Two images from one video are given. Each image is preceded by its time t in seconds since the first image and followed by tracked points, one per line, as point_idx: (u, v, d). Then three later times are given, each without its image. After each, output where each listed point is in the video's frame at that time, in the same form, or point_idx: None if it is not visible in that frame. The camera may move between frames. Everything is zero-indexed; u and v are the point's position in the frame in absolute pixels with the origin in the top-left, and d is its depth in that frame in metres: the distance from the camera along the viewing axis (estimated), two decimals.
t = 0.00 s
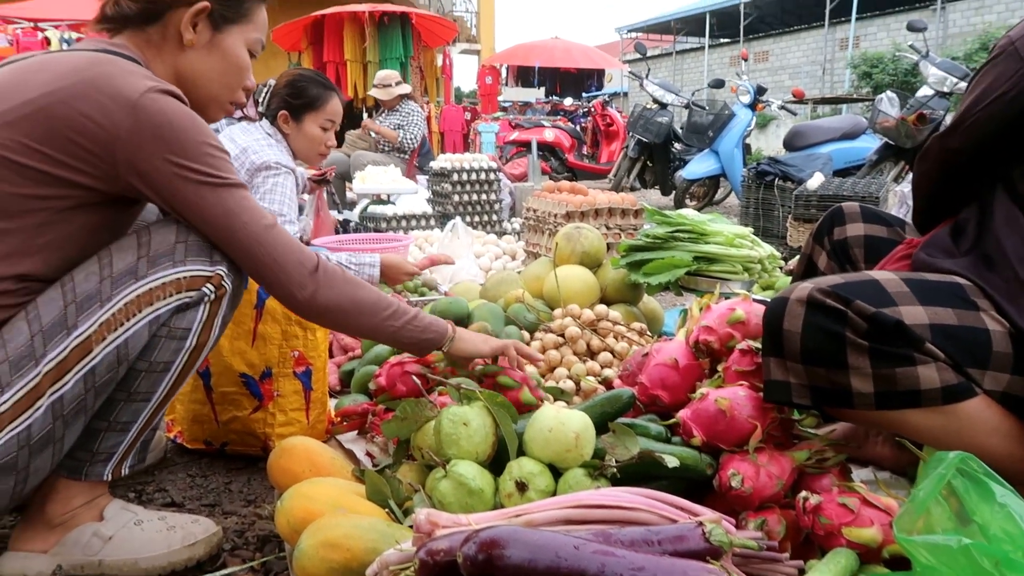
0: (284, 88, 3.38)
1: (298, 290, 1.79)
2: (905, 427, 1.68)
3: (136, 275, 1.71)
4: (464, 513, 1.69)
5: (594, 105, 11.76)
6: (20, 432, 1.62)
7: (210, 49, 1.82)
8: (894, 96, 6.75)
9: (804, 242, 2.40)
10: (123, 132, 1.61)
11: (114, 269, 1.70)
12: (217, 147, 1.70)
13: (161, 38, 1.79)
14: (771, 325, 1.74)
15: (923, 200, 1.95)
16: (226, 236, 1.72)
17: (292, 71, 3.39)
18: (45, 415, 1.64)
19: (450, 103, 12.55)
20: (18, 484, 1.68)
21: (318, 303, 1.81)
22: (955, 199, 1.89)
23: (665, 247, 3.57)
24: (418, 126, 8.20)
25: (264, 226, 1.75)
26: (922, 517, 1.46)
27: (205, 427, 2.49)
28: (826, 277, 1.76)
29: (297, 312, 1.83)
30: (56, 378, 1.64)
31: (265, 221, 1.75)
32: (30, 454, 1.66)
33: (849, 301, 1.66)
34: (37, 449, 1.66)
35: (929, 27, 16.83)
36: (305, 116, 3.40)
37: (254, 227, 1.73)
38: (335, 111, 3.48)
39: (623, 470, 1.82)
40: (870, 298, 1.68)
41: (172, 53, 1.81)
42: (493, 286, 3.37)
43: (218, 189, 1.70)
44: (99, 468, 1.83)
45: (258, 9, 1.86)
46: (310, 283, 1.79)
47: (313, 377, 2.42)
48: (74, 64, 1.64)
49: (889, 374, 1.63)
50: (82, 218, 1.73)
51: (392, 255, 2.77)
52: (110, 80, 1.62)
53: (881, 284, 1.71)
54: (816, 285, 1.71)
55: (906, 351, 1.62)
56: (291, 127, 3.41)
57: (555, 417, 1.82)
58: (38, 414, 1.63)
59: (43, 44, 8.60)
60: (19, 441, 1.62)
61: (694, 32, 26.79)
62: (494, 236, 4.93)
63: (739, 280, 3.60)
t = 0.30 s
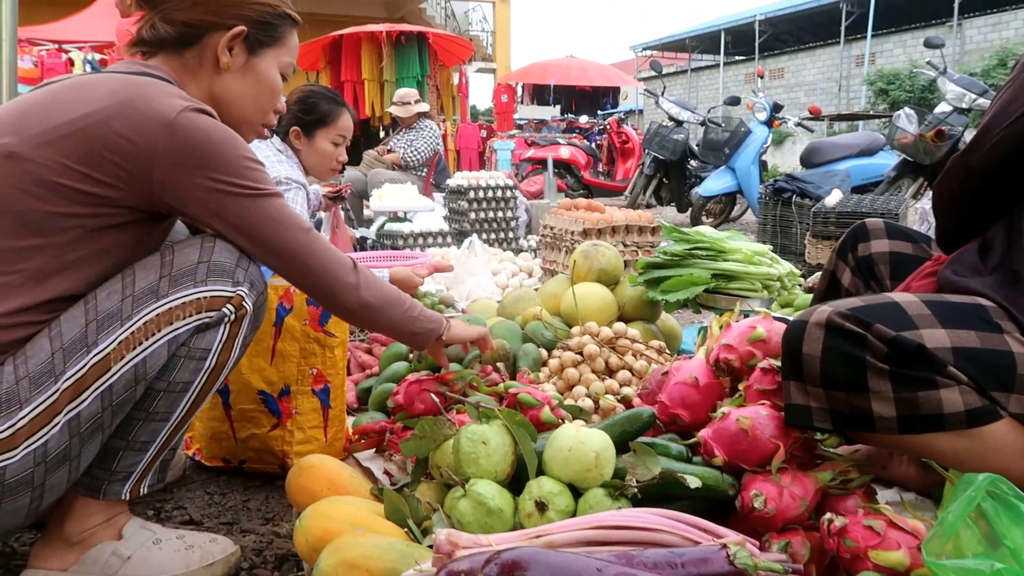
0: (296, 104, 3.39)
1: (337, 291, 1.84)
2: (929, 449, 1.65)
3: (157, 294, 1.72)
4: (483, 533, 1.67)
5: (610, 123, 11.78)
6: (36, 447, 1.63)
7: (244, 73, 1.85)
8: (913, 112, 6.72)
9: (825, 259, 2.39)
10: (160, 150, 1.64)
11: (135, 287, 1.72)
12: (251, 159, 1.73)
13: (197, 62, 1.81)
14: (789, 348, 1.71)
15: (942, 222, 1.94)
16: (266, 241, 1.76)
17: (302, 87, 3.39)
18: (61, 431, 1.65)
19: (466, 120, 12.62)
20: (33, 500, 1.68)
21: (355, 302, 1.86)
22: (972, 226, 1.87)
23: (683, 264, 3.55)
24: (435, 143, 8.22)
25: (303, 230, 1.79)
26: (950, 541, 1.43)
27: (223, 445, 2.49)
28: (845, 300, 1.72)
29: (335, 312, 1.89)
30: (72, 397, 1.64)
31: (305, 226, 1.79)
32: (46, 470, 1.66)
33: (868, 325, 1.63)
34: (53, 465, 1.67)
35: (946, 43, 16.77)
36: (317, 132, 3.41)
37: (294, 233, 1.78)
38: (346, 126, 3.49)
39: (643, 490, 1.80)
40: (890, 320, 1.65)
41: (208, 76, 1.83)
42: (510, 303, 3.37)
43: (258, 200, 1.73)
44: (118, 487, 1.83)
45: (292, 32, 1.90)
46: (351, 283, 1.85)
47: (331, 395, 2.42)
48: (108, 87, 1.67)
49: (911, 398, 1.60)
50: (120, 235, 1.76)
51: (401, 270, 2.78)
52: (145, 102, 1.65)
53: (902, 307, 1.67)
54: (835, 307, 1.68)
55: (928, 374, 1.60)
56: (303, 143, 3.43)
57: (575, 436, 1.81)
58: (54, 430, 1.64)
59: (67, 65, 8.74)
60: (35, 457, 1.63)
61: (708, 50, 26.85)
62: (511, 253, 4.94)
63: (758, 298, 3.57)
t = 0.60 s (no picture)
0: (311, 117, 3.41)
1: (374, 308, 1.90)
2: (951, 466, 1.63)
3: (185, 306, 1.73)
4: (499, 547, 1.66)
5: (622, 135, 11.79)
6: (65, 454, 1.61)
7: (269, 99, 1.88)
8: (927, 123, 6.69)
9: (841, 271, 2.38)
10: (213, 175, 1.68)
11: (164, 297, 1.72)
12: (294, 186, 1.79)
13: (224, 89, 1.84)
14: (810, 362, 1.69)
15: (950, 236, 1.92)
16: (300, 258, 1.80)
17: (324, 101, 3.35)
18: (90, 438, 1.65)
19: (478, 133, 12.66)
20: (57, 507, 1.67)
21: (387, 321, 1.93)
22: (984, 245, 1.84)
23: (698, 276, 3.54)
24: (448, 155, 8.26)
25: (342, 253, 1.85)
26: (973, 559, 1.56)
27: (237, 456, 2.49)
28: (867, 313, 1.72)
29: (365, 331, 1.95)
30: (104, 403, 1.64)
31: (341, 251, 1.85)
32: (73, 477, 1.65)
33: (891, 339, 1.61)
34: (79, 472, 1.66)
35: (961, 54, 16.70)
36: (342, 150, 3.40)
37: (333, 257, 1.83)
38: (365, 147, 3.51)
39: (659, 505, 1.79)
40: (912, 333, 1.64)
41: (235, 103, 1.86)
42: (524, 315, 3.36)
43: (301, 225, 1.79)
44: (139, 497, 1.84)
45: (312, 57, 1.93)
46: (383, 304, 1.91)
47: (345, 407, 2.42)
48: (159, 113, 1.68)
49: (936, 414, 1.57)
50: (152, 253, 1.76)
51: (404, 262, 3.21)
52: (198, 127, 1.68)
53: (926, 320, 1.66)
54: (856, 320, 1.67)
55: (952, 390, 1.56)
56: (325, 157, 3.39)
57: (591, 449, 1.80)
58: (84, 437, 1.63)
59: (84, 79, 8.85)
60: (63, 463, 1.62)
61: (721, 62, 26.87)
62: (524, 265, 4.94)
63: (773, 310, 3.55)
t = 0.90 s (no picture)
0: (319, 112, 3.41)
1: (378, 305, 1.83)
2: (966, 462, 1.61)
3: (198, 300, 1.73)
4: (510, 541, 1.66)
5: (630, 131, 11.77)
6: (80, 447, 1.62)
7: (272, 90, 1.87)
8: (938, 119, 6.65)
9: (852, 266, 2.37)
10: (204, 160, 1.65)
11: (177, 292, 1.72)
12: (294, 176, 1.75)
13: (227, 81, 1.83)
14: (838, 354, 1.67)
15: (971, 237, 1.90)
16: (293, 250, 1.74)
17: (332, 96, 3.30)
18: (105, 432, 1.65)
19: (485, 128, 12.65)
20: (73, 500, 1.68)
21: (395, 318, 1.86)
22: (1005, 249, 1.82)
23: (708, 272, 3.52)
24: (457, 153, 8.27)
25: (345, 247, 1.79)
26: (989, 555, 1.55)
27: (248, 450, 2.50)
28: (895, 306, 1.68)
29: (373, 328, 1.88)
30: (118, 397, 1.64)
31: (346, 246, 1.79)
32: (88, 470, 1.66)
33: (924, 332, 1.58)
34: (94, 466, 1.67)
35: (971, 50, 16.60)
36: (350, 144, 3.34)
37: (336, 251, 1.77)
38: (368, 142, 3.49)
39: (670, 499, 1.78)
40: (947, 329, 1.61)
41: (240, 93, 1.85)
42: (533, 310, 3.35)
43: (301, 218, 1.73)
44: (151, 489, 1.84)
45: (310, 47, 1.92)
46: (389, 300, 1.84)
47: (355, 401, 2.42)
48: (159, 102, 1.67)
49: (968, 410, 1.55)
50: (163, 241, 1.76)
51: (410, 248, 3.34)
52: (196, 114, 1.66)
53: (955, 313, 1.64)
54: (887, 312, 1.63)
55: (984, 385, 1.55)
56: (332, 149, 3.33)
57: (602, 445, 1.80)
58: (99, 430, 1.64)
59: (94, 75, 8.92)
60: (78, 457, 1.63)
61: (729, 58, 26.77)
62: (532, 260, 4.94)
63: (783, 306, 3.53)
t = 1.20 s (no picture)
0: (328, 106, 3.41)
1: (302, 313, 1.69)
2: (979, 458, 1.60)
3: (193, 289, 1.73)
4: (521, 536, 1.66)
5: (640, 124, 11.73)
6: (80, 441, 1.63)
7: (269, 69, 1.85)
8: (953, 113, 6.59)
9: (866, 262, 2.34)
10: (170, 140, 1.60)
11: (171, 283, 1.71)
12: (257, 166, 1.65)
13: (222, 63, 1.82)
14: (852, 352, 1.66)
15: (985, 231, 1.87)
16: (224, 241, 1.63)
17: (341, 89, 3.24)
18: (104, 425, 1.66)
19: (496, 123, 12.64)
20: (78, 492, 1.69)
21: (318, 330, 1.72)
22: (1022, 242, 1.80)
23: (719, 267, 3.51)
24: (468, 148, 8.28)
25: (280, 247, 1.64)
26: (1004, 553, 1.47)
27: (259, 443, 2.51)
28: (911, 302, 1.67)
29: (291, 338, 1.74)
30: (115, 389, 1.65)
31: (278, 247, 1.64)
32: (90, 463, 1.67)
33: (940, 329, 1.57)
34: (96, 458, 1.68)
35: (986, 42, 16.44)
36: (353, 136, 3.27)
37: (268, 250, 1.63)
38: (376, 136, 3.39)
39: (682, 495, 1.78)
40: (961, 325, 1.60)
41: (235, 74, 1.84)
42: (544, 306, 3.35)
43: (239, 210, 1.61)
44: (158, 481, 1.85)
45: (309, 22, 1.90)
46: (312, 310, 1.70)
47: (366, 396, 2.43)
48: (132, 85, 1.65)
49: (986, 407, 1.53)
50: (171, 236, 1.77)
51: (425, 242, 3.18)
52: (163, 96, 1.63)
53: (972, 310, 1.63)
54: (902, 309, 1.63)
55: (1001, 381, 1.53)
56: (336, 142, 3.26)
57: (614, 440, 1.79)
58: (97, 424, 1.65)
59: (106, 70, 8.99)
60: (79, 450, 1.64)
61: (741, 51, 26.62)
62: (543, 255, 4.93)
63: (795, 301, 3.51)
